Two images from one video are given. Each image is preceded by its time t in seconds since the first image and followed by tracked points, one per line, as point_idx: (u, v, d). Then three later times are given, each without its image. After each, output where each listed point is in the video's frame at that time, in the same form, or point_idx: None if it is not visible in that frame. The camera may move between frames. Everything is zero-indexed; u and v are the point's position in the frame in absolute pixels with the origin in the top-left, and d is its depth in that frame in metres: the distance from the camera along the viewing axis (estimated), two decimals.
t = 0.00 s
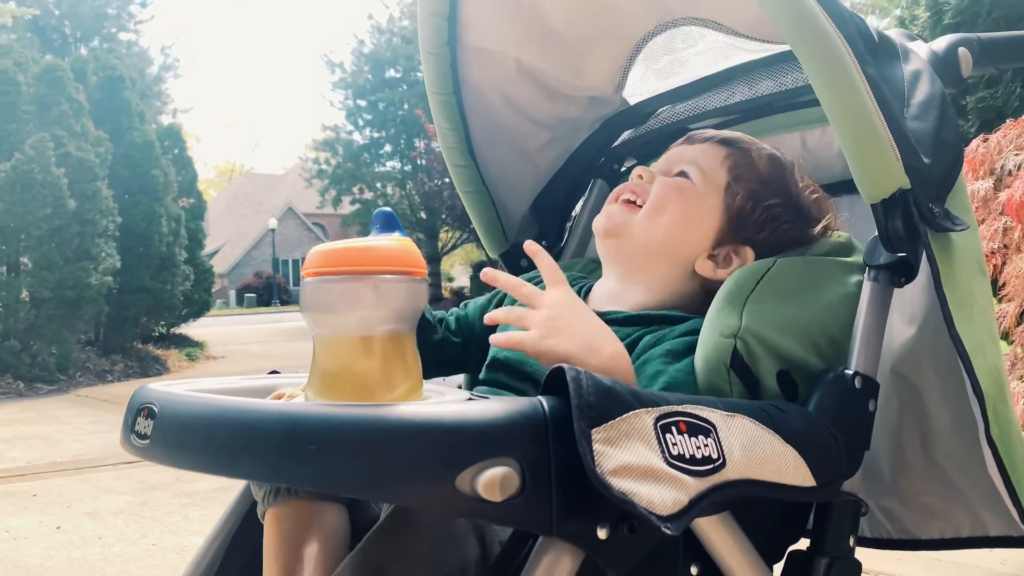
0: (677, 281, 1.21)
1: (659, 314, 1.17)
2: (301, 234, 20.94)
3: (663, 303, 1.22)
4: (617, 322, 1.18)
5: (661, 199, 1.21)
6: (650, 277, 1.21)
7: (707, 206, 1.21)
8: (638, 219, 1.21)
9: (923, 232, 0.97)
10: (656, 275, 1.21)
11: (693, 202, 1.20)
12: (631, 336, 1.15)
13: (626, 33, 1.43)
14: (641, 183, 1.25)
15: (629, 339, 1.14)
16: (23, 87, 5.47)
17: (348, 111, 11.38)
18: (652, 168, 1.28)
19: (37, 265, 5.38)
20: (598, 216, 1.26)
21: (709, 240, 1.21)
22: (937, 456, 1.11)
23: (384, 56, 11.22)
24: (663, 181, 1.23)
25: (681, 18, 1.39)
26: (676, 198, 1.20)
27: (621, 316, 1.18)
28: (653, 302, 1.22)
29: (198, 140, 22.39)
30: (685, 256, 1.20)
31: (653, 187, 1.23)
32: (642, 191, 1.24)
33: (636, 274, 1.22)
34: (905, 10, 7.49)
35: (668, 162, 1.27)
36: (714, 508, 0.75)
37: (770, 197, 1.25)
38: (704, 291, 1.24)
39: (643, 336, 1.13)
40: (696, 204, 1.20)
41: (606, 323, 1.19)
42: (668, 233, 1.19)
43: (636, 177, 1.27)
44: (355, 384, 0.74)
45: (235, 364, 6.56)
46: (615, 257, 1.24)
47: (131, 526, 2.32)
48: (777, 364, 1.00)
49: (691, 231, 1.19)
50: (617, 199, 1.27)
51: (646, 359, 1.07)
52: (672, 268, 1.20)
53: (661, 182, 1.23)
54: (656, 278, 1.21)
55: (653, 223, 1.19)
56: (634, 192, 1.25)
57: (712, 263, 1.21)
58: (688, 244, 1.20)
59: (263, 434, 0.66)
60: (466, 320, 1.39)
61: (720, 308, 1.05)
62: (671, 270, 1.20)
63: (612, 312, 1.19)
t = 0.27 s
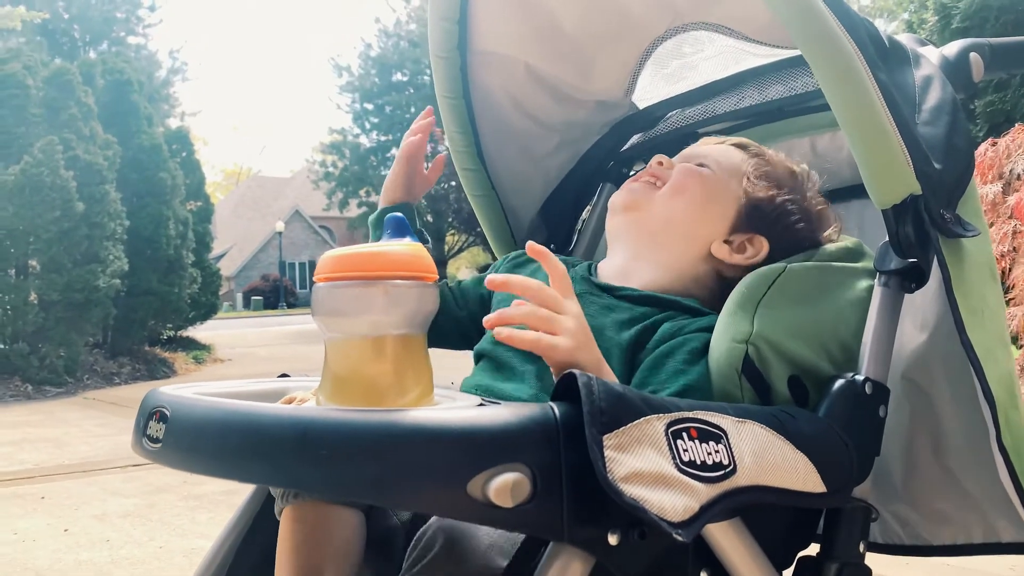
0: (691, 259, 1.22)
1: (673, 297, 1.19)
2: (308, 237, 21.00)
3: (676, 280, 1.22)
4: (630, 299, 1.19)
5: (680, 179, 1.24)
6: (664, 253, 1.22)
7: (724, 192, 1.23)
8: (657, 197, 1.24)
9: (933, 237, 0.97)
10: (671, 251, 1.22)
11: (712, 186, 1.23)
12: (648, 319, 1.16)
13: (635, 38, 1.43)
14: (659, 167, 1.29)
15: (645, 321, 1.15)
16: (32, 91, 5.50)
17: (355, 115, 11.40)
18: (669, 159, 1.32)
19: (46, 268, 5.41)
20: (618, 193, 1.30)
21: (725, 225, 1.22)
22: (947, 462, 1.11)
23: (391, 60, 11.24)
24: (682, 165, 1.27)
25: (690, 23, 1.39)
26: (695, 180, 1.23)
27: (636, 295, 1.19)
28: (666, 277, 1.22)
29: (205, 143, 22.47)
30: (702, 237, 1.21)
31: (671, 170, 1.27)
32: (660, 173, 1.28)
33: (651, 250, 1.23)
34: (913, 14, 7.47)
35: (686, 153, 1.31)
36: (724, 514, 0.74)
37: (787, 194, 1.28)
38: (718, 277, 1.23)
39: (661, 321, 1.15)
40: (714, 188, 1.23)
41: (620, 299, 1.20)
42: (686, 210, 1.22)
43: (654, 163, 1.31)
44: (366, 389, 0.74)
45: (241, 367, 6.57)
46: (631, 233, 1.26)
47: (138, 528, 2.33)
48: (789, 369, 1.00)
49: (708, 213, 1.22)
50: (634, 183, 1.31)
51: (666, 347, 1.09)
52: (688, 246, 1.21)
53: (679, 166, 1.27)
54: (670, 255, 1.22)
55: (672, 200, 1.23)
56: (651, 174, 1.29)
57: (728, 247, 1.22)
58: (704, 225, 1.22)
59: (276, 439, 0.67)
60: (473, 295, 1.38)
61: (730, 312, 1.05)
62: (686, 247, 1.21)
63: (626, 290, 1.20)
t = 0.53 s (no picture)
0: (666, 251, 1.28)
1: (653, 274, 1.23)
2: (308, 239, 21.01)
3: (649, 266, 1.28)
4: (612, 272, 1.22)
5: (671, 173, 1.31)
6: (642, 241, 1.29)
7: (710, 193, 1.30)
8: (647, 186, 1.32)
9: (930, 238, 0.96)
10: (648, 239, 1.29)
11: (700, 186, 1.30)
12: (633, 284, 1.18)
13: (631, 39, 1.43)
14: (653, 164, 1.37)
15: (631, 287, 1.18)
16: (32, 93, 5.51)
17: (355, 116, 11.40)
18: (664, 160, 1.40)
19: (46, 270, 5.42)
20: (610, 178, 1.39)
21: (705, 222, 1.29)
22: (945, 461, 1.11)
23: (391, 61, 11.24)
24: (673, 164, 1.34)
25: (686, 23, 1.39)
26: (685, 176, 1.31)
27: (618, 266, 1.22)
28: (640, 260, 1.28)
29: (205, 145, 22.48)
30: (683, 230, 1.28)
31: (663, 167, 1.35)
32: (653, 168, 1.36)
33: (631, 237, 1.30)
34: (912, 14, 7.47)
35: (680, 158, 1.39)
36: (720, 513, 0.75)
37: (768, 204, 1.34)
38: (691, 272, 1.29)
39: (647, 286, 1.17)
40: (701, 188, 1.30)
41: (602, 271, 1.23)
42: (670, 202, 1.29)
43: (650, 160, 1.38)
44: (362, 391, 0.75)
45: (241, 369, 6.58)
46: (617, 219, 1.33)
47: (139, 530, 2.34)
48: (783, 368, 1.00)
49: (691, 209, 1.29)
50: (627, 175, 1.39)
51: (662, 300, 1.11)
52: (666, 237, 1.28)
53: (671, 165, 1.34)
54: (647, 244, 1.29)
55: (660, 191, 1.30)
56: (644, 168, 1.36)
57: (706, 245, 1.28)
58: (684, 220, 1.28)
59: (271, 441, 0.67)
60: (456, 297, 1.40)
61: (725, 313, 1.05)
62: (664, 237, 1.28)
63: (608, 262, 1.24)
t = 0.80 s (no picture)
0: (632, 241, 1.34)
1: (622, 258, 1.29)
2: (302, 239, 20.97)
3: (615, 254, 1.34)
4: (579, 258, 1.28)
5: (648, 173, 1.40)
6: (610, 229, 1.36)
7: (680, 198, 1.38)
8: (620, 181, 1.40)
9: (918, 235, 0.97)
10: (617, 228, 1.35)
11: (671, 189, 1.38)
12: (596, 266, 1.24)
13: (621, 38, 1.42)
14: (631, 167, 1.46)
15: (594, 267, 1.24)
16: (22, 93, 5.48)
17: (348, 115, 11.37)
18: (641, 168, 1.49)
19: (37, 271, 5.40)
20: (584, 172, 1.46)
21: (672, 223, 1.36)
22: (936, 458, 1.11)
23: (384, 61, 11.22)
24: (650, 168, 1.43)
25: (676, 23, 1.38)
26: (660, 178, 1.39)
27: (585, 253, 1.28)
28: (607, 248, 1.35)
29: (198, 145, 22.42)
30: (650, 225, 1.35)
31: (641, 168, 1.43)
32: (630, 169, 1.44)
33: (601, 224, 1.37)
34: (904, 12, 7.48)
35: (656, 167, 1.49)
36: (710, 513, 0.75)
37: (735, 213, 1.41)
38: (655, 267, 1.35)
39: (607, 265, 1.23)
40: (672, 191, 1.38)
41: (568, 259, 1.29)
42: (642, 198, 1.37)
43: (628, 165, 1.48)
44: (350, 392, 0.74)
45: (235, 369, 6.56)
46: (589, 210, 1.41)
47: (132, 532, 2.33)
48: (772, 366, 1.00)
49: (660, 208, 1.36)
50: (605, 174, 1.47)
51: (622, 276, 1.17)
52: (634, 230, 1.35)
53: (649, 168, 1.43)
54: (615, 233, 1.35)
55: (635, 186, 1.38)
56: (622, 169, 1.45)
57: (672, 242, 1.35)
58: (652, 218, 1.36)
59: (258, 443, 0.66)
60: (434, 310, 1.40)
61: (714, 311, 1.04)
62: (631, 229, 1.35)
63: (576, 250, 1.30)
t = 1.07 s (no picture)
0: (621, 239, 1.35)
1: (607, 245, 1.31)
2: (300, 237, 20.95)
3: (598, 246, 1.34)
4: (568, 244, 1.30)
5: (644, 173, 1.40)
6: (601, 227, 1.36)
7: (675, 200, 1.39)
8: (617, 177, 1.40)
9: (918, 230, 0.97)
10: (607, 226, 1.36)
11: (666, 191, 1.39)
12: (587, 251, 1.25)
13: (619, 33, 1.42)
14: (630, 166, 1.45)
15: (584, 252, 1.25)
16: (20, 91, 5.47)
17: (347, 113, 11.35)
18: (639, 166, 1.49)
19: (35, 269, 5.40)
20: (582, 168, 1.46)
21: (663, 225, 1.36)
22: (934, 456, 1.11)
23: (383, 58, 11.20)
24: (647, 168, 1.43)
25: (674, 17, 1.37)
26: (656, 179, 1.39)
27: (569, 240, 1.31)
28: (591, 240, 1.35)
29: (196, 143, 22.38)
30: (640, 224, 1.35)
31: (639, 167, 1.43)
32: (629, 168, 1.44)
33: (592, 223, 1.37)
34: (903, 9, 7.48)
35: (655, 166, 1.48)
36: (709, 510, 0.74)
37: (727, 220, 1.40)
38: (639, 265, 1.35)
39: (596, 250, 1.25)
40: (667, 193, 1.38)
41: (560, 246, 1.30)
42: (636, 198, 1.36)
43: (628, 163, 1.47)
44: (345, 390, 0.74)
45: (233, 367, 6.56)
46: (583, 208, 1.40)
47: (130, 530, 2.32)
48: (771, 362, 0.99)
49: (653, 209, 1.36)
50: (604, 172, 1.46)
51: (614, 258, 1.18)
52: (623, 226, 1.35)
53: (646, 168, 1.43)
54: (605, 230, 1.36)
55: (630, 185, 1.37)
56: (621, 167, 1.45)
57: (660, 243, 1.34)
58: (643, 218, 1.36)
59: (253, 442, 0.66)
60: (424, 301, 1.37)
61: (712, 307, 1.04)
62: (621, 227, 1.35)
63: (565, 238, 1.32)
